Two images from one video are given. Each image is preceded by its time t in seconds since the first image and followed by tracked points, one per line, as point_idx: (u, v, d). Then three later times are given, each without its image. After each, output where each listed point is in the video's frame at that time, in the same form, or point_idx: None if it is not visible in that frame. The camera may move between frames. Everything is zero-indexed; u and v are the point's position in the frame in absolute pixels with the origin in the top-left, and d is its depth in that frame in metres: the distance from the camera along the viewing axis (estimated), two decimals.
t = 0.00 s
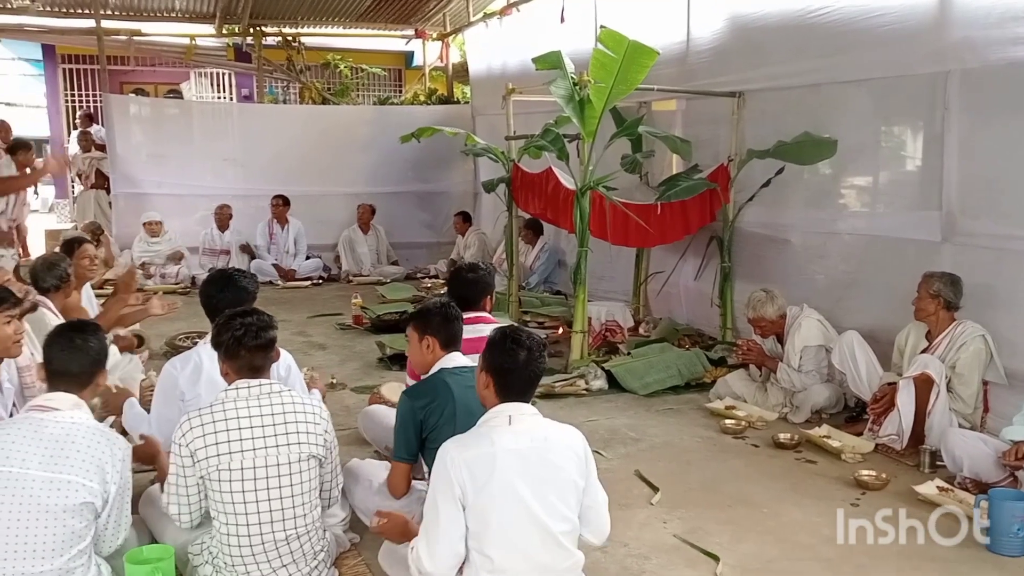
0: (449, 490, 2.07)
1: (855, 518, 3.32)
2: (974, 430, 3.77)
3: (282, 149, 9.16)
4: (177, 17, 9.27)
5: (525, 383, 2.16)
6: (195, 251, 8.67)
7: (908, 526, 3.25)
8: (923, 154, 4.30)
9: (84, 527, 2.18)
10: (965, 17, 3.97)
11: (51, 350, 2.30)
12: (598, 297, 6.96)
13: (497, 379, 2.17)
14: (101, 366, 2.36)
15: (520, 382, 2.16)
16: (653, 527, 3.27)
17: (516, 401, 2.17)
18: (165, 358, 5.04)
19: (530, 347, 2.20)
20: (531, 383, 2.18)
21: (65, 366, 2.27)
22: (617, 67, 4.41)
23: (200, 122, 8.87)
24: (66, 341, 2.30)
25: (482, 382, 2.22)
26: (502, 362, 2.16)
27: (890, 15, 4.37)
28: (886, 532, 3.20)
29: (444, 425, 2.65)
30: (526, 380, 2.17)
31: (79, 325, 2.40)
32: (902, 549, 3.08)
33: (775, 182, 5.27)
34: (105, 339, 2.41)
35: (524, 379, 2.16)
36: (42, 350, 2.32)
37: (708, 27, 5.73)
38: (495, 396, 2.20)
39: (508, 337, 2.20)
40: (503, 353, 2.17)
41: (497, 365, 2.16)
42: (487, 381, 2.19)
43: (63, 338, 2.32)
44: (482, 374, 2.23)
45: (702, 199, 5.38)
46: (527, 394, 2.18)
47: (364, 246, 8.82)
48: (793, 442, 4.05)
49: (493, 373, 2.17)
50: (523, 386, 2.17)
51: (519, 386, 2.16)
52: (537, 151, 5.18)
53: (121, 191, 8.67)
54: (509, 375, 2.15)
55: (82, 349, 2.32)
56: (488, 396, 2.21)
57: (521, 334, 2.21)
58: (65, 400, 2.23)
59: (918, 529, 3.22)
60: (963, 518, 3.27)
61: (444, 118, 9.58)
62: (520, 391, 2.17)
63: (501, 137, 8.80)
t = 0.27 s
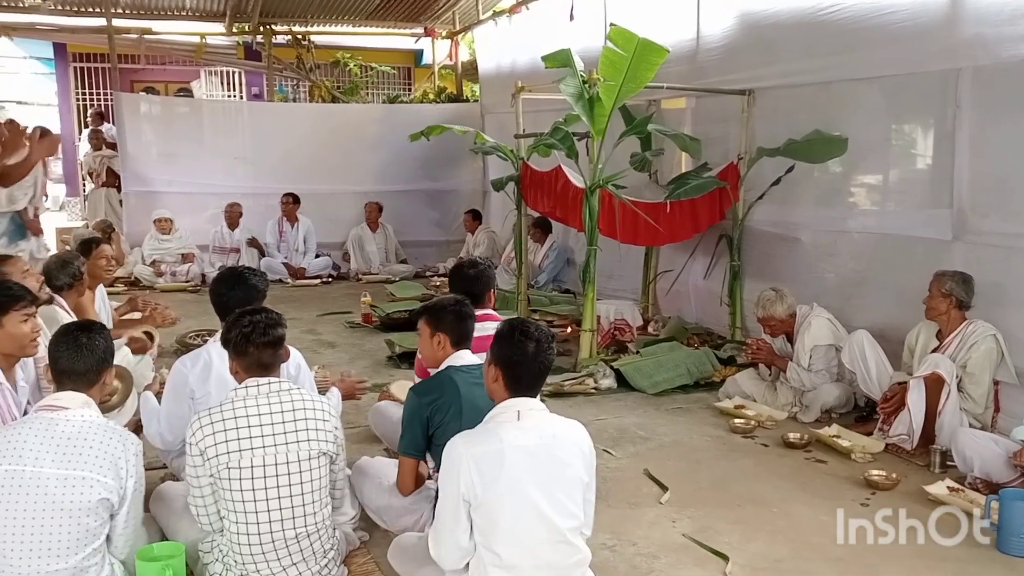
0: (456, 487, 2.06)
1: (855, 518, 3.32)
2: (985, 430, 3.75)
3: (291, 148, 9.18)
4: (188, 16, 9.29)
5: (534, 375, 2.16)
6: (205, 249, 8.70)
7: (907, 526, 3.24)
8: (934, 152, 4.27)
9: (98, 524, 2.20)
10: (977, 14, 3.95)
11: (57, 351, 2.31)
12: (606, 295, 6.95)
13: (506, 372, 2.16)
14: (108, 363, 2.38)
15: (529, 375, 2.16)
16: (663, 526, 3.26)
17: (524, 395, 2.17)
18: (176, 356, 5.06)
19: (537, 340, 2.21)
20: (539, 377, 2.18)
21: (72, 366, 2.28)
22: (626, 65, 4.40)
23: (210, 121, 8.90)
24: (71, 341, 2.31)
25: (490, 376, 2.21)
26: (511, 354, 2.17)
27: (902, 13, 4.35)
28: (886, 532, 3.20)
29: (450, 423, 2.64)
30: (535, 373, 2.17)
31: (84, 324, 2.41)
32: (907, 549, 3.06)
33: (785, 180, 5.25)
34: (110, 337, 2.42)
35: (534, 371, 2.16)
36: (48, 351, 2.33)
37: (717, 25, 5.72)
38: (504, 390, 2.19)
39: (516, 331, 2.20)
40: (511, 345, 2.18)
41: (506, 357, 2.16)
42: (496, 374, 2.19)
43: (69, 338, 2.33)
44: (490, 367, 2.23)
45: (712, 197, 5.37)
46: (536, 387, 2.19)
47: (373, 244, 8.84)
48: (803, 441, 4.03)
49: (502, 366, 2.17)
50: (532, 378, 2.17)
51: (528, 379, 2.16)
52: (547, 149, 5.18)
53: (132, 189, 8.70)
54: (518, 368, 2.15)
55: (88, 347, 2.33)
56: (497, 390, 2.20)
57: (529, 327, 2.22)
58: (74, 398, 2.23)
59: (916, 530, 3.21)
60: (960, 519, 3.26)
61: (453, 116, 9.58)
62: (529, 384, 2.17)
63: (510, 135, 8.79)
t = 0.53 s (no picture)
0: (465, 495, 2.06)
1: (854, 518, 3.35)
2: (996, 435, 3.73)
3: (302, 151, 9.20)
4: (199, 20, 9.33)
5: (540, 384, 2.16)
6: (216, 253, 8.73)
7: (906, 526, 3.27)
8: (945, 156, 4.26)
9: (100, 522, 2.20)
10: (988, 18, 3.93)
11: (32, 354, 2.25)
12: (616, 299, 6.95)
13: (512, 380, 2.17)
14: (86, 360, 2.32)
15: (536, 383, 2.16)
16: (673, 531, 3.25)
17: (531, 402, 2.18)
18: (187, 359, 5.08)
19: (545, 347, 2.20)
20: (546, 384, 2.18)
21: (49, 367, 2.23)
22: (637, 69, 4.40)
23: (221, 125, 8.93)
24: (46, 343, 2.26)
25: (496, 383, 2.22)
26: (517, 363, 2.16)
27: (912, 16, 4.33)
28: (885, 533, 3.23)
29: (462, 428, 2.65)
30: (541, 380, 2.16)
31: (59, 322, 2.35)
32: (906, 550, 3.09)
33: (795, 184, 5.24)
34: (83, 333, 2.36)
35: (539, 380, 2.16)
36: (24, 356, 2.28)
37: (728, 29, 5.71)
38: (511, 397, 2.20)
39: (523, 338, 2.20)
40: (517, 353, 2.17)
41: (512, 365, 2.16)
42: (502, 381, 2.20)
43: (43, 339, 2.27)
44: (497, 374, 2.24)
45: (722, 200, 5.36)
46: (541, 394, 2.19)
47: (383, 247, 8.85)
48: (814, 446, 4.02)
49: (508, 374, 2.17)
50: (538, 386, 2.17)
51: (533, 387, 2.16)
52: (556, 153, 5.17)
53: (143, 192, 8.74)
54: (524, 376, 2.15)
55: (62, 347, 2.27)
56: (503, 396, 2.21)
57: (536, 334, 2.21)
58: (60, 398, 2.21)
59: (915, 530, 3.24)
60: (960, 520, 3.29)
61: (463, 120, 9.59)
62: (535, 392, 2.17)
63: (520, 139, 8.80)
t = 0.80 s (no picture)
0: (479, 492, 2.07)
1: (854, 518, 3.37)
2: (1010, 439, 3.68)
3: (313, 155, 9.24)
4: (212, 25, 9.38)
5: (558, 385, 2.17)
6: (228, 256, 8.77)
7: (907, 526, 3.29)
8: (958, 159, 4.24)
9: (107, 518, 2.22)
10: (1001, 20, 3.92)
11: (6, 365, 2.21)
12: (627, 302, 6.94)
13: (530, 379, 2.17)
14: (60, 365, 2.30)
15: (554, 383, 2.16)
16: (684, 534, 3.25)
17: (549, 401, 2.18)
18: (200, 361, 5.10)
19: (565, 348, 2.20)
20: (563, 385, 2.18)
21: (27, 373, 2.20)
22: (648, 73, 4.40)
23: (233, 129, 8.98)
24: (17, 351, 2.22)
25: (513, 382, 2.22)
26: (536, 363, 2.16)
27: (925, 18, 4.32)
28: (886, 533, 3.25)
29: (473, 431, 2.64)
30: (559, 381, 2.17)
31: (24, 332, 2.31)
32: (913, 552, 3.09)
33: (807, 187, 5.23)
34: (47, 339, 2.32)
35: (558, 381, 2.16)
36: None
37: (739, 32, 5.71)
38: (528, 397, 2.20)
39: (543, 338, 2.20)
40: (537, 352, 2.17)
41: (532, 365, 2.16)
42: (519, 380, 2.19)
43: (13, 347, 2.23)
44: (514, 373, 2.23)
45: (733, 202, 5.34)
46: (559, 395, 2.19)
47: (394, 250, 8.88)
48: (826, 450, 4.00)
49: (526, 372, 2.17)
50: (556, 386, 2.17)
51: (552, 387, 2.17)
52: (567, 156, 5.17)
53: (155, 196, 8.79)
54: (543, 376, 2.15)
55: (36, 355, 2.24)
56: (521, 396, 2.21)
57: (556, 335, 2.21)
58: (46, 403, 2.21)
59: (917, 530, 3.26)
60: (960, 520, 3.33)
61: (475, 123, 9.61)
62: (554, 392, 2.17)
63: (531, 142, 8.81)
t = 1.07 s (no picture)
0: (492, 492, 2.07)
1: (855, 518, 3.37)
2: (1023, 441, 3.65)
3: (324, 154, 9.27)
4: (224, 25, 9.41)
5: (572, 388, 2.17)
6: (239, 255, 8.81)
7: (906, 526, 3.29)
8: (970, 158, 4.22)
9: (112, 514, 2.21)
10: (1015, 19, 3.89)
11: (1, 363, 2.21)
12: (637, 302, 6.94)
13: (544, 382, 2.17)
14: (59, 361, 2.28)
15: (568, 386, 2.17)
16: (695, 534, 3.24)
17: (562, 404, 2.18)
18: (211, 360, 5.13)
19: (578, 351, 2.20)
20: (577, 387, 2.19)
21: (21, 370, 2.18)
22: (659, 72, 4.41)
23: (245, 128, 9.01)
24: (12, 348, 2.21)
25: (527, 384, 2.22)
26: (550, 366, 2.17)
27: (938, 17, 4.30)
28: (886, 533, 3.24)
29: (485, 431, 2.65)
30: (573, 383, 2.17)
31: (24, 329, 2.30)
32: (925, 553, 3.07)
33: (818, 187, 5.21)
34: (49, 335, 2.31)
35: (571, 383, 2.17)
36: None
37: (750, 31, 5.69)
38: (541, 399, 2.20)
39: (557, 342, 2.20)
40: (551, 355, 2.18)
41: (546, 368, 2.17)
42: (533, 383, 2.20)
43: (9, 344, 2.22)
44: (528, 375, 2.24)
45: (744, 202, 5.32)
46: (573, 397, 2.19)
47: (405, 250, 8.90)
48: (837, 450, 3.99)
49: (540, 375, 2.17)
50: (571, 389, 2.18)
51: (566, 390, 2.17)
52: (577, 156, 5.15)
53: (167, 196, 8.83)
54: (557, 379, 2.16)
55: (31, 352, 2.22)
56: (534, 398, 2.21)
57: (569, 338, 2.21)
58: (42, 401, 2.19)
59: (917, 530, 3.26)
60: (961, 521, 3.33)
61: (485, 123, 9.62)
62: (568, 394, 2.18)
63: (541, 142, 8.81)
